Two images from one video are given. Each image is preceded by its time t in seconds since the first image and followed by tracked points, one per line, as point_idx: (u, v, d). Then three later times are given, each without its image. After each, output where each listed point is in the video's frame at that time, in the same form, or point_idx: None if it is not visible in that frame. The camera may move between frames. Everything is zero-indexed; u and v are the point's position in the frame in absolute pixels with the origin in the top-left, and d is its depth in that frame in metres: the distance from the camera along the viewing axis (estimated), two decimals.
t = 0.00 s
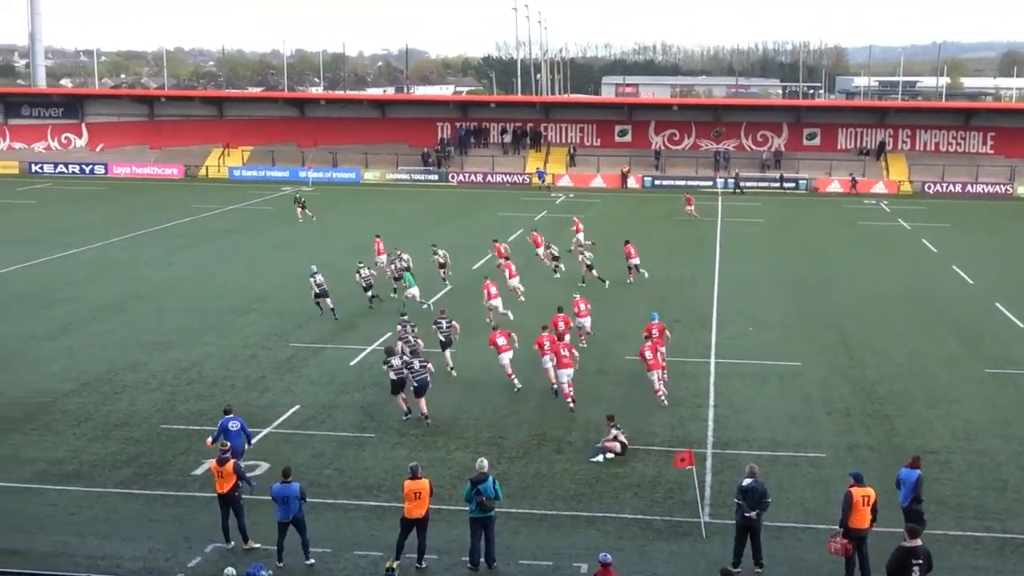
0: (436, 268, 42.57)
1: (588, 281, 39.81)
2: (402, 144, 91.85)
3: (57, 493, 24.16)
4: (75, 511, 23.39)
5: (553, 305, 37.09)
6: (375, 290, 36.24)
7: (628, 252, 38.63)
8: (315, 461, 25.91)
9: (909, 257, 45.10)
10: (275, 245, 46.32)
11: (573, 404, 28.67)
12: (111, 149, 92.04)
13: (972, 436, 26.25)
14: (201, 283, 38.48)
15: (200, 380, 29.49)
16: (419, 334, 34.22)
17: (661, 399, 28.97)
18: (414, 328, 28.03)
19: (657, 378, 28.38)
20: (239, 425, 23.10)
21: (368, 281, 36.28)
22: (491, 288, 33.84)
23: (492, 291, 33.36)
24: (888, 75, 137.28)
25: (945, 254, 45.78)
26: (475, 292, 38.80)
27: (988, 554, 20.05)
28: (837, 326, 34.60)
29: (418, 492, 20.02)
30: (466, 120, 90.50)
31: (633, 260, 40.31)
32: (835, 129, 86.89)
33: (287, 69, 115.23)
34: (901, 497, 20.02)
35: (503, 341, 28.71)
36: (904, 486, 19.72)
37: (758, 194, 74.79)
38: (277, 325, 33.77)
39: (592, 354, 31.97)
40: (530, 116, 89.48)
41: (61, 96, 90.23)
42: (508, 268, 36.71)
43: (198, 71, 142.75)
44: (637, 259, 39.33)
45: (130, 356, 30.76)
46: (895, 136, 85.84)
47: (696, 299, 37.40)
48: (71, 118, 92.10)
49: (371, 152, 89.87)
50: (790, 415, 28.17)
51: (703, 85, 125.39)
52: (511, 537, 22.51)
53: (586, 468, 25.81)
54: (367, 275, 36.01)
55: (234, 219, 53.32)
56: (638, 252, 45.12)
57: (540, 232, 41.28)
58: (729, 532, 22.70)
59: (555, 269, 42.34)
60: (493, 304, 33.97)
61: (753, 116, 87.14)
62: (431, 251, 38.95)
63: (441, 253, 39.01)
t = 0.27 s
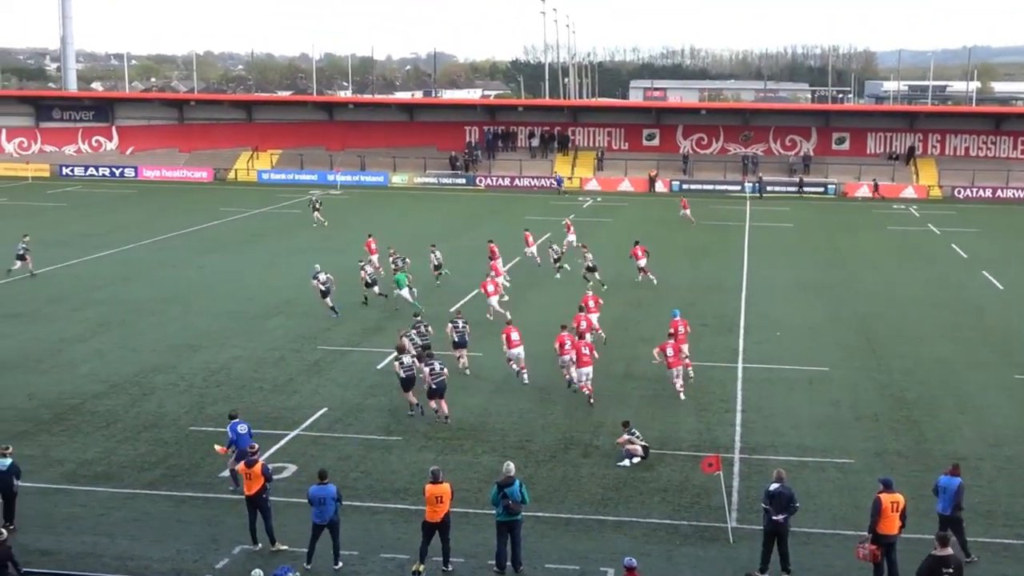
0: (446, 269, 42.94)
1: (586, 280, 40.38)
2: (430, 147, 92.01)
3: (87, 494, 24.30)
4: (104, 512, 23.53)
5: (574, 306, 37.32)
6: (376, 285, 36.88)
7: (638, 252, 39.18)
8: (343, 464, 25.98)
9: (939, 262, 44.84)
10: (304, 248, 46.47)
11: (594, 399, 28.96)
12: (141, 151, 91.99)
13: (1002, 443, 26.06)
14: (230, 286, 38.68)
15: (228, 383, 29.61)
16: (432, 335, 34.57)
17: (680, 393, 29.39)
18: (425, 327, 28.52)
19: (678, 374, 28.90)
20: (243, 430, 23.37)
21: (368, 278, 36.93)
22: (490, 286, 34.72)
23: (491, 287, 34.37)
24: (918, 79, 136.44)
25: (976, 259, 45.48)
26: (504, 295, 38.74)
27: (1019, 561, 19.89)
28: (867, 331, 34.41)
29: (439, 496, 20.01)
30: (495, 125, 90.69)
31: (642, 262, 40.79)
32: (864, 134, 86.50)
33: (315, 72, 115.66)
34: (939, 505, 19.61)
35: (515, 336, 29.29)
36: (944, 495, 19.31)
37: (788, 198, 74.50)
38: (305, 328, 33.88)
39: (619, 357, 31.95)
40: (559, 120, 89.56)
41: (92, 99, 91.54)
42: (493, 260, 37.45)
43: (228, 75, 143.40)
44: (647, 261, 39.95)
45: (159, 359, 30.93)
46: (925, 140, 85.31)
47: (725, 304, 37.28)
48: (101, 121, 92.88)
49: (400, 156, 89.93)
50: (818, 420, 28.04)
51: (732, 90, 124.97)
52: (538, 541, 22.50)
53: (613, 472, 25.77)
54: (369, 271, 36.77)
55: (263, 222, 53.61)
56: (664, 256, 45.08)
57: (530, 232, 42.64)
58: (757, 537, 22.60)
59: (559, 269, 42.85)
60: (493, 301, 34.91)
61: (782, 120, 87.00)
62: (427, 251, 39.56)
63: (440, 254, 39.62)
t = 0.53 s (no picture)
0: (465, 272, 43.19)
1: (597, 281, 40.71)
2: (472, 151, 91.32)
3: (132, 494, 24.51)
4: (149, 511, 23.72)
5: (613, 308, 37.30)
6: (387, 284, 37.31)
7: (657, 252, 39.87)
8: (385, 466, 26.06)
9: (988, 268, 44.36)
10: (348, 250, 46.67)
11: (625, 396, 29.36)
12: (186, 154, 93.42)
13: None
14: (274, 287, 38.94)
15: (271, 384, 29.77)
16: (467, 336, 34.72)
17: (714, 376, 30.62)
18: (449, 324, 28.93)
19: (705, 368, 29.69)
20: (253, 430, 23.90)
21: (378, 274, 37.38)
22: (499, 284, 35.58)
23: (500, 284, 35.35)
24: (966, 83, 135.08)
25: None
26: (547, 298, 38.72)
27: None
28: (913, 338, 34.09)
29: (472, 499, 20.20)
30: (538, 128, 90.23)
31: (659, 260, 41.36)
32: (910, 138, 85.78)
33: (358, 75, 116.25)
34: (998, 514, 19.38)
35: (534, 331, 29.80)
36: (1005, 504, 19.06)
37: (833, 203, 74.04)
38: (347, 330, 34.01)
39: (661, 362, 31.87)
40: (602, 124, 89.58)
41: (138, 102, 92.79)
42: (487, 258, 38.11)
43: (273, 78, 144.42)
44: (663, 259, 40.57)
45: (203, 360, 31.16)
46: (972, 145, 84.33)
47: (769, 308, 37.08)
48: (148, 124, 94.17)
49: (442, 160, 89.60)
50: (861, 427, 27.84)
51: (776, 93, 124.34)
52: (579, 545, 22.45)
53: (654, 477, 25.69)
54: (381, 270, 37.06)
55: (307, 224, 53.96)
56: (707, 259, 44.98)
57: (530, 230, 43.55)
58: (799, 544, 22.47)
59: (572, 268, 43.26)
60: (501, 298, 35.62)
61: (826, 125, 86.46)
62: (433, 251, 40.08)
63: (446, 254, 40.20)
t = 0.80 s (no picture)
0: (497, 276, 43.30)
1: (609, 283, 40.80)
2: (517, 156, 91.59)
3: (177, 495, 24.66)
4: (194, 513, 23.85)
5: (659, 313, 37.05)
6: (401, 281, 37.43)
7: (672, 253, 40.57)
8: (428, 470, 26.09)
9: None
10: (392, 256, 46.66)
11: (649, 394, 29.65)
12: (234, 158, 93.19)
13: None
14: (318, 291, 39.14)
15: (316, 388, 29.87)
16: (513, 340, 34.64)
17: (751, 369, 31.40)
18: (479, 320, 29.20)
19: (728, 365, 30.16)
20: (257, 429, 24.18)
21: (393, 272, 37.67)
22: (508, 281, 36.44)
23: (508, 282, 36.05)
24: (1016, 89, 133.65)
25: None
26: (592, 304, 38.63)
27: None
28: (962, 346, 33.77)
29: (509, 504, 20.28)
30: (583, 134, 90.28)
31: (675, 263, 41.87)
32: (959, 144, 84.95)
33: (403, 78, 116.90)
34: None
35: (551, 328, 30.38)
36: None
37: (882, 210, 73.38)
38: (391, 334, 34.09)
39: (705, 368, 31.69)
40: (647, 129, 89.02)
41: (187, 107, 93.10)
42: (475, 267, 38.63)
43: (319, 83, 145.60)
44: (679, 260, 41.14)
45: (247, 363, 31.34)
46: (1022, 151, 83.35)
47: (815, 316, 36.84)
48: (196, 128, 94.54)
49: (488, 164, 89.54)
50: (907, 435, 27.61)
51: (823, 99, 123.65)
52: (623, 551, 22.37)
53: (698, 484, 25.55)
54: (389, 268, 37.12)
55: (351, 229, 54.13)
56: (751, 266, 44.80)
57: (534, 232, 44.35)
58: (844, 552, 22.28)
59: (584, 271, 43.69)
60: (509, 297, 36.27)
61: (874, 130, 85.83)
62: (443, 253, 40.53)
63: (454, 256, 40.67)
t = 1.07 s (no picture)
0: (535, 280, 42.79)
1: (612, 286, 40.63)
2: (554, 159, 90.20)
3: (206, 501, 24.35)
4: (224, 519, 23.51)
5: (697, 318, 36.43)
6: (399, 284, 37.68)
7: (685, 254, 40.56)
8: (461, 478, 25.64)
9: None
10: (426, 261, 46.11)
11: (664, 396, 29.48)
12: (266, 161, 92.49)
13: None
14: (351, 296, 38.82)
15: (348, 393, 29.49)
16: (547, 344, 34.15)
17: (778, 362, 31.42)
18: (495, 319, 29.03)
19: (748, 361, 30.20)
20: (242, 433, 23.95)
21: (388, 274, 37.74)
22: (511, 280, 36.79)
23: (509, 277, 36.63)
24: None
25: None
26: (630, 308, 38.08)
27: None
28: (1010, 355, 32.92)
29: (543, 513, 19.86)
30: (620, 136, 89.24)
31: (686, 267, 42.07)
32: (1005, 148, 83.36)
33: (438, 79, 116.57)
34: None
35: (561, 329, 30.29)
36: None
37: (923, 215, 72.18)
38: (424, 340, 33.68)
39: (743, 375, 31.06)
40: (684, 133, 87.89)
41: (220, 108, 93.04)
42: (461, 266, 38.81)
43: (353, 84, 145.99)
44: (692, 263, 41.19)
45: (279, 367, 31.00)
46: None
47: (857, 323, 36.12)
48: (228, 130, 94.20)
49: (523, 168, 88.50)
50: (951, 446, 26.90)
51: (865, 101, 122.25)
52: (659, 562, 21.84)
53: (736, 494, 24.96)
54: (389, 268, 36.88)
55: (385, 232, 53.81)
56: (793, 271, 44.00)
57: (533, 233, 44.65)
58: (886, 565, 21.64)
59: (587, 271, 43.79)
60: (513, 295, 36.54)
61: (918, 133, 84.59)
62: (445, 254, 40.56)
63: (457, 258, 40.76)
